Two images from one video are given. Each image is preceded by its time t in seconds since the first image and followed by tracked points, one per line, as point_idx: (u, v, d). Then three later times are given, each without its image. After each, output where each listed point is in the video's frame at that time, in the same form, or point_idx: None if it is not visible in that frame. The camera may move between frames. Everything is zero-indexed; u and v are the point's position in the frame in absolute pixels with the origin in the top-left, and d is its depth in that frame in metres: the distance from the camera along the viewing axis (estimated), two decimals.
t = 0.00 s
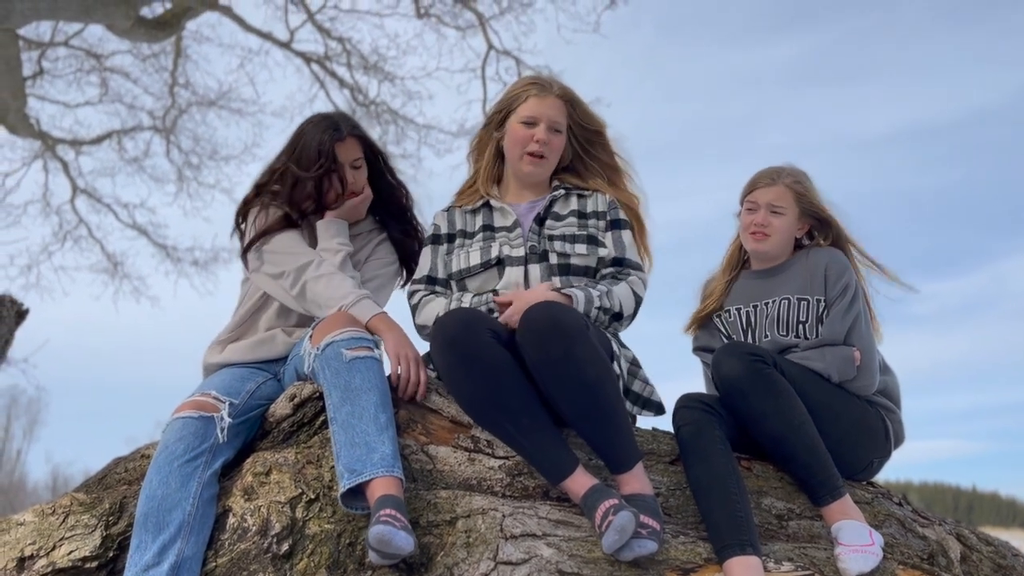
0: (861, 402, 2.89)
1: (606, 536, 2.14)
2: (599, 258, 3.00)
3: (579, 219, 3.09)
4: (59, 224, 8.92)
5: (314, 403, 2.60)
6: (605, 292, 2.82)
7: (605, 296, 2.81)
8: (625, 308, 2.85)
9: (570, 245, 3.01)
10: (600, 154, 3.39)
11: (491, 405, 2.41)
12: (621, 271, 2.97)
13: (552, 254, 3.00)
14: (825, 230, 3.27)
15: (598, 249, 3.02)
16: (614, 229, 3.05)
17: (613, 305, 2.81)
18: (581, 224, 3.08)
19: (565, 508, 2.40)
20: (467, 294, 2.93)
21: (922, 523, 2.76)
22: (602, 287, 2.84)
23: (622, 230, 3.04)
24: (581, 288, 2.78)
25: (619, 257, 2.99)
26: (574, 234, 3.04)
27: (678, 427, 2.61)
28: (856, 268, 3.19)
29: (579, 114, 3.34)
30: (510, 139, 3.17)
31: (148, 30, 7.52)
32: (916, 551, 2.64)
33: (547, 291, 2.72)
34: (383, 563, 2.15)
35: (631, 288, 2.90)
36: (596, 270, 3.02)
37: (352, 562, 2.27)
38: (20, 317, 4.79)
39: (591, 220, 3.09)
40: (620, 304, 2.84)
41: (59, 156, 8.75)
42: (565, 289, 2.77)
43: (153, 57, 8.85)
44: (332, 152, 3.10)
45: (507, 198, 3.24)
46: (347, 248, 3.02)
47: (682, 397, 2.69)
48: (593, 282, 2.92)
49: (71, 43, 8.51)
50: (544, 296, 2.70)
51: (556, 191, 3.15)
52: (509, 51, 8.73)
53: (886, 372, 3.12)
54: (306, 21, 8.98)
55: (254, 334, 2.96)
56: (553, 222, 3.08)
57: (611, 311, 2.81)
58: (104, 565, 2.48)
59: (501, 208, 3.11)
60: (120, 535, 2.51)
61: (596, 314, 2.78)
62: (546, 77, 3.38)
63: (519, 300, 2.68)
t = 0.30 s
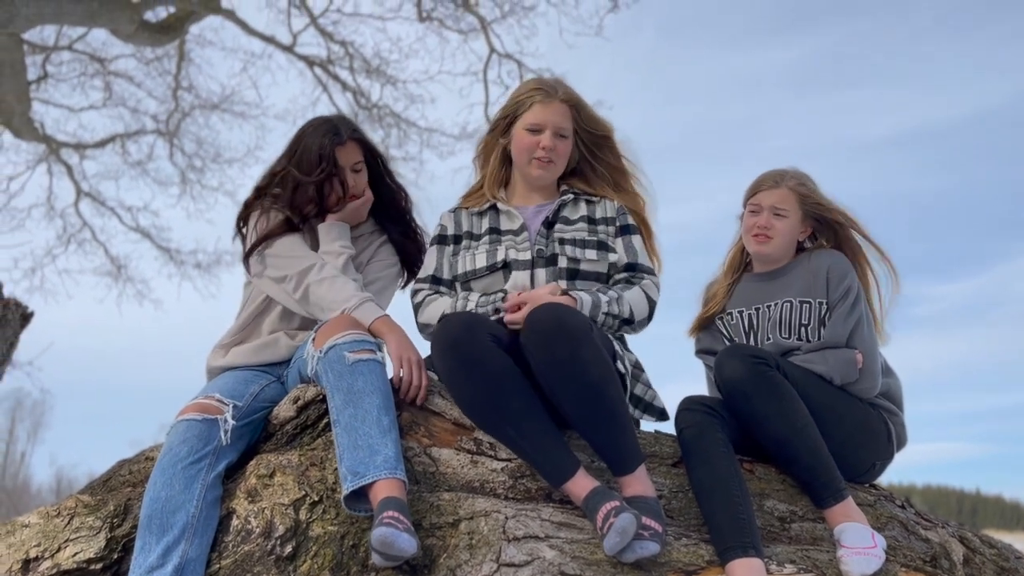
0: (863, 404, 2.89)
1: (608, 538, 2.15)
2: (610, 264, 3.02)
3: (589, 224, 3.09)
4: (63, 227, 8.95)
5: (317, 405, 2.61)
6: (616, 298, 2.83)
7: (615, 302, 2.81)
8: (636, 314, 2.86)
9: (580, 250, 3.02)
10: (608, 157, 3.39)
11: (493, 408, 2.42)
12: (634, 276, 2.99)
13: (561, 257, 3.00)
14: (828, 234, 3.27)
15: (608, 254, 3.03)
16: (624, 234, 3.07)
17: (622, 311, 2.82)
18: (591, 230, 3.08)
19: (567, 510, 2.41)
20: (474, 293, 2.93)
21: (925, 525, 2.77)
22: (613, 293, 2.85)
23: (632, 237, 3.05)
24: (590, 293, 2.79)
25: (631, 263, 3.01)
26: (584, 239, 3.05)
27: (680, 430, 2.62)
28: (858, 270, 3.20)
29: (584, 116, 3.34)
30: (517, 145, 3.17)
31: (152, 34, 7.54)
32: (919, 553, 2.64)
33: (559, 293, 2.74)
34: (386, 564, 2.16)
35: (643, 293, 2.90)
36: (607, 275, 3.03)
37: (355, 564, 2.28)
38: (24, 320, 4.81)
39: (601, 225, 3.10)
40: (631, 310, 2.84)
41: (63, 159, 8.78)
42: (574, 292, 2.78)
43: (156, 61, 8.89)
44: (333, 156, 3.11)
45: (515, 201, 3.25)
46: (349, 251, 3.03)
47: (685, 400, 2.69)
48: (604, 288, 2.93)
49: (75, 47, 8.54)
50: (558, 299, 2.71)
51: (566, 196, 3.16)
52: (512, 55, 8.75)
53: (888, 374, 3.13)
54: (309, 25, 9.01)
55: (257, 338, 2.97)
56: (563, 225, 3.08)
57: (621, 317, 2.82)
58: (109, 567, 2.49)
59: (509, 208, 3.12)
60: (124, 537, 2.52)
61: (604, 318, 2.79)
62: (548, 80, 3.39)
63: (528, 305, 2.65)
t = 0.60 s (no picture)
0: (868, 406, 2.88)
1: (613, 541, 2.14)
2: (617, 272, 3.01)
3: (598, 230, 3.09)
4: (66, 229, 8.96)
5: (321, 407, 2.60)
6: (623, 307, 2.82)
7: (622, 311, 2.81)
8: (641, 324, 2.85)
9: (588, 255, 3.01)
10: (620, 161, 3.36)
11: (497, 410, 2.41)
12: (640, 286, 2.98)
13: (568, 260, 2.99)
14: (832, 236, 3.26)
15: (616, 262, 3.03)
16: (633, 243, 3.07)
17: (628, 321, 2.81)
18: (600, 236, 3.08)
19: (572, 513, 2.40)
20: (479, 295, 2.90)
21: (930, 528, 2.75)
22: (621, 302, 2.84)
23: (641, 245, 3.06)
24: (598, 300, 2.78)
25: (639, 273, 3.01)
26: (591, 244, 3.04)
27: (685, 432, 2.61)
28: (862, 272, 3.18)
29: (599, 119, 3.30)
30: (533, 148, 3.15)
31: (155, 36, 7.55)
32: (925, 557, 2.63)
33: (568, 297, 2.73)
34: (391, 568, 2.15)
35: (649, 304, 2.90)
36: (614, 283, 3.02)
37: (359, 567, 2.28)
38: (27, 323, 4.82)
39: (611, 232, 3.10)
40: (636, 320, 2.84)
41: (65, 162, 8.80)
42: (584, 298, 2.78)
43: (159, 63, 8.90)
44: (332, 158, 3.11)
45: (525, 202, 3.25)
46: (348, 253, 3.03)
47: (689, 402, 2.68)
48: (612, 295, 2.92)
49: (79, 49, 8.56)
50: (564, 302, 2.70)
51: (576, 200, 3.15)
52: (513, 57, 8.75)
53: (894, 376, 3.11)
54: (312, 27, 9.01)
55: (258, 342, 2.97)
56: (573, 229, 3.07)
57: (626, 326, 2.82)
58: (111, 570, 2.48)
59: (518, 210, 3.12)
60: (127, 540, 2.51)
61: (610, 326, 2.79)
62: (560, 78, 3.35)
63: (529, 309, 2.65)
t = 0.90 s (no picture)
0: (869, 409, 2.87)
1: (613, 544, 2.14)
2: (614, 273, 3.02)
3: (595, 232, 3.09)
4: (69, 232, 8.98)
5: (321, 410, 2.61)
6: (621, 308, 2.82)
7: (620, 313, 2.81)
8: (640, 325, 2.85)
9: (585, 257, 3.01)
10: (616, 167, 3.36)
11: (498, 413, 2.41)
12: (639, 287, 2.98)
13: (565, 263, 2.99)
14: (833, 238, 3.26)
15: (613, 263, 3.03)
16: (630, 243, 3.07)
17: (627, 322, 2.81)
18: (598, 238, 3.08)
19: (572, 516, 2.40)
20: (476, 299, 2.90)
21: (932, 531, 2.75)
22: (619, 303, 2.84)
23: (638, 246, 3.06)
24: (596, 303, 2.78)
25: (636, 273, 3.01)
26: (589, 247, 3.04)
27: (685, 435, 2.60)
28: (863, 274, 3.18)
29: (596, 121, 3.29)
30: (528, 151, 3.15)
31: (157, 39, 7.58)
32: (926, 559, 2.62)
33: (564, 299, 2.73)
34: (391, 570, 2.15)
35: (647, 304, 2.90)
36: (611, 284, 3.03)
37: (359, 570, 2.29)
38: (30, 326, 4.83)
39: (608, 233, 3.10)
40: (636, 321, 2.84)
41: (68, 164, 8.81)
42: (581, 301, 2.78)
43: (161, 66, 8.91)
44: (320, 159, 3.10)
45: (521, 204, 3.25)
46: (346, 255, 3.03)
47: (689, 405, 2.68)
48: (609, 296, 2.92)
49: (81, 52, 8.58)
50: (558, 304, 2.70)
51: (571, 202, 3.15)
52: (515, 59, 8.76)
53: (894, 379, 3.11)
54: (314, 29, 9.02)
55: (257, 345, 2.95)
56: (569, 231, 3.07)
57: (626, 327, 2.82)
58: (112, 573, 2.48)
59: (514, 213, 3.11)
60: (127, 543, 2.52)
61: (610, 329, 2.79)
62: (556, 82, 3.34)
63: (524, 312, 2.66)
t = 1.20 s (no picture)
0: (872, 420, 2.87)
1: (615, 557, 2.14)
2: (619, 286, 3.01)
3: (600, 245, 3.10)
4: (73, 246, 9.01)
5: (325, 423, 2.61)
6: (627, 321, 2.83)
7: (626, 326, 2.81)
8: (645, 338, 2.85)
9: (589, 270, 3.02)
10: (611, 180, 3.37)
11: (500, 426, 2.41)
12: (642, 299, 2.98)
13: (570, 275, 3.00)
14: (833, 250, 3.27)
15: (618, 275, 3.03)
16: (635, 257, 3.08)
17: (633, 335, 2.82)
18: (602, 251, 3.09)
19: (575, 528, 2.39)
20: (482, 313, 2.91)
21: (937, 542, 2.73)
22: (624, 316, 2.85)
23: (642, 259, 3.07)
24: (604, 315, 2.79)
25: (640, 286, 3.01)
26: (594, 259, 3.05)
27: (689, 446, 2.60)
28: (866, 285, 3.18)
29: (584, 131, 3.32)
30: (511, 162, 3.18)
31: (162, 54, 7.63)
32: (932, 571, 2.62)
33: (572, 311, 2.73)
34: None
35: (653, 317, 2.90)
36: (616, 297, 3.02)
37: None
38: (34, 340, 4.84)
39: (612, 246, 3.11)
40: (641, 333, 2.84)
41: (73, 178, 8.86)
42: (587, 313, 2.78)
43: (165, 80, 8.97)
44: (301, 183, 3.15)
45: (524, 216, 3.25)
46: (355, 270, 3.08)
47: (692, 416, 2.67)
48: (615, 308, 2.92)
49: (87, 67, 8.64)
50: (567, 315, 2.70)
51: (576, 216, 3.17)
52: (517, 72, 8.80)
53: (898, 389, 3.10)
54: (317, 43, 9.08)
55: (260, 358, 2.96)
56: (574, 245, 3.08)
57: (632, 340, 2.82)
58: None
59: (520, 227, 3.12)
60: (131, 557, 2.52)
61: (615, 341, 2.79)
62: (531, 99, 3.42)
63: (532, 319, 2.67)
